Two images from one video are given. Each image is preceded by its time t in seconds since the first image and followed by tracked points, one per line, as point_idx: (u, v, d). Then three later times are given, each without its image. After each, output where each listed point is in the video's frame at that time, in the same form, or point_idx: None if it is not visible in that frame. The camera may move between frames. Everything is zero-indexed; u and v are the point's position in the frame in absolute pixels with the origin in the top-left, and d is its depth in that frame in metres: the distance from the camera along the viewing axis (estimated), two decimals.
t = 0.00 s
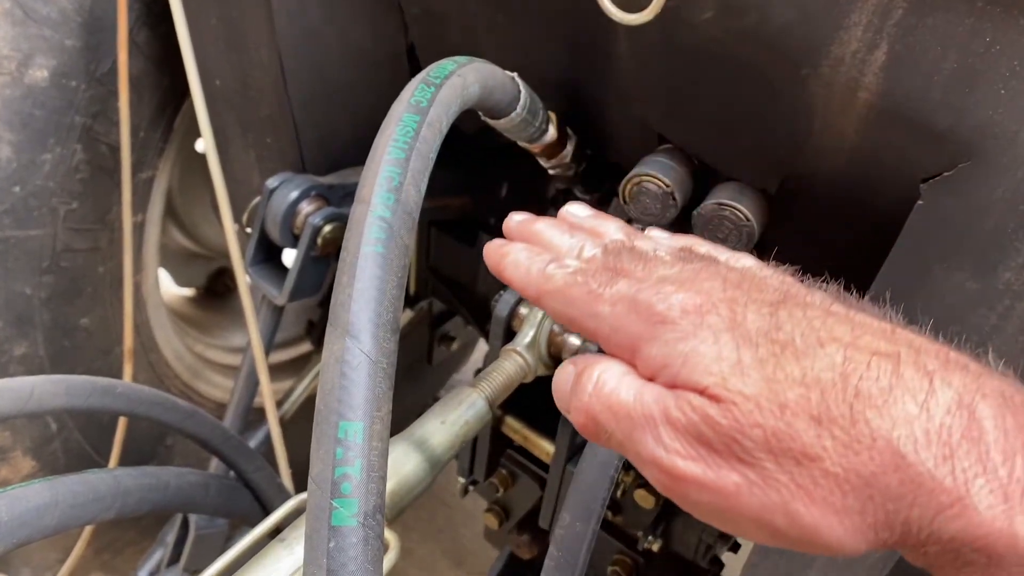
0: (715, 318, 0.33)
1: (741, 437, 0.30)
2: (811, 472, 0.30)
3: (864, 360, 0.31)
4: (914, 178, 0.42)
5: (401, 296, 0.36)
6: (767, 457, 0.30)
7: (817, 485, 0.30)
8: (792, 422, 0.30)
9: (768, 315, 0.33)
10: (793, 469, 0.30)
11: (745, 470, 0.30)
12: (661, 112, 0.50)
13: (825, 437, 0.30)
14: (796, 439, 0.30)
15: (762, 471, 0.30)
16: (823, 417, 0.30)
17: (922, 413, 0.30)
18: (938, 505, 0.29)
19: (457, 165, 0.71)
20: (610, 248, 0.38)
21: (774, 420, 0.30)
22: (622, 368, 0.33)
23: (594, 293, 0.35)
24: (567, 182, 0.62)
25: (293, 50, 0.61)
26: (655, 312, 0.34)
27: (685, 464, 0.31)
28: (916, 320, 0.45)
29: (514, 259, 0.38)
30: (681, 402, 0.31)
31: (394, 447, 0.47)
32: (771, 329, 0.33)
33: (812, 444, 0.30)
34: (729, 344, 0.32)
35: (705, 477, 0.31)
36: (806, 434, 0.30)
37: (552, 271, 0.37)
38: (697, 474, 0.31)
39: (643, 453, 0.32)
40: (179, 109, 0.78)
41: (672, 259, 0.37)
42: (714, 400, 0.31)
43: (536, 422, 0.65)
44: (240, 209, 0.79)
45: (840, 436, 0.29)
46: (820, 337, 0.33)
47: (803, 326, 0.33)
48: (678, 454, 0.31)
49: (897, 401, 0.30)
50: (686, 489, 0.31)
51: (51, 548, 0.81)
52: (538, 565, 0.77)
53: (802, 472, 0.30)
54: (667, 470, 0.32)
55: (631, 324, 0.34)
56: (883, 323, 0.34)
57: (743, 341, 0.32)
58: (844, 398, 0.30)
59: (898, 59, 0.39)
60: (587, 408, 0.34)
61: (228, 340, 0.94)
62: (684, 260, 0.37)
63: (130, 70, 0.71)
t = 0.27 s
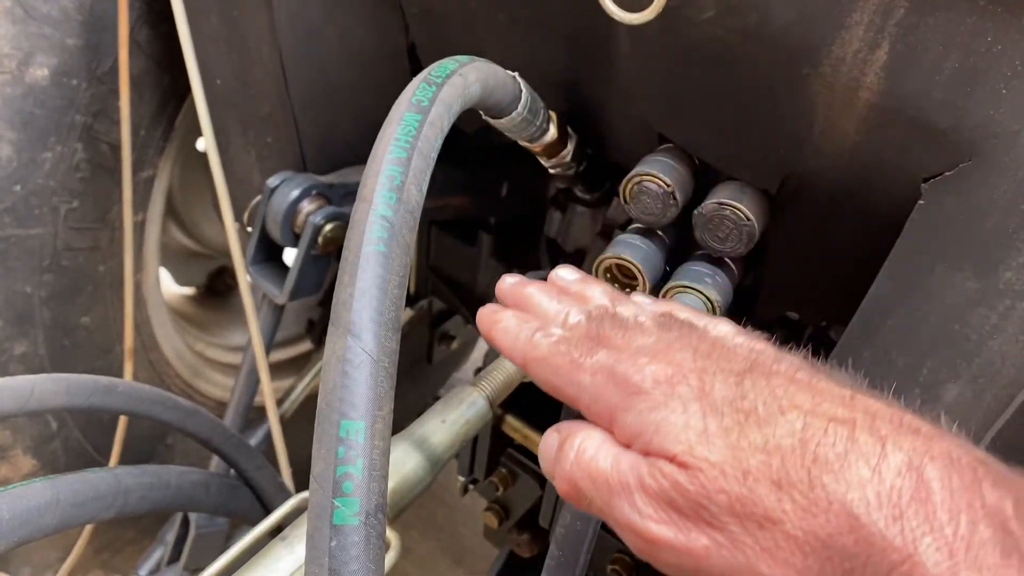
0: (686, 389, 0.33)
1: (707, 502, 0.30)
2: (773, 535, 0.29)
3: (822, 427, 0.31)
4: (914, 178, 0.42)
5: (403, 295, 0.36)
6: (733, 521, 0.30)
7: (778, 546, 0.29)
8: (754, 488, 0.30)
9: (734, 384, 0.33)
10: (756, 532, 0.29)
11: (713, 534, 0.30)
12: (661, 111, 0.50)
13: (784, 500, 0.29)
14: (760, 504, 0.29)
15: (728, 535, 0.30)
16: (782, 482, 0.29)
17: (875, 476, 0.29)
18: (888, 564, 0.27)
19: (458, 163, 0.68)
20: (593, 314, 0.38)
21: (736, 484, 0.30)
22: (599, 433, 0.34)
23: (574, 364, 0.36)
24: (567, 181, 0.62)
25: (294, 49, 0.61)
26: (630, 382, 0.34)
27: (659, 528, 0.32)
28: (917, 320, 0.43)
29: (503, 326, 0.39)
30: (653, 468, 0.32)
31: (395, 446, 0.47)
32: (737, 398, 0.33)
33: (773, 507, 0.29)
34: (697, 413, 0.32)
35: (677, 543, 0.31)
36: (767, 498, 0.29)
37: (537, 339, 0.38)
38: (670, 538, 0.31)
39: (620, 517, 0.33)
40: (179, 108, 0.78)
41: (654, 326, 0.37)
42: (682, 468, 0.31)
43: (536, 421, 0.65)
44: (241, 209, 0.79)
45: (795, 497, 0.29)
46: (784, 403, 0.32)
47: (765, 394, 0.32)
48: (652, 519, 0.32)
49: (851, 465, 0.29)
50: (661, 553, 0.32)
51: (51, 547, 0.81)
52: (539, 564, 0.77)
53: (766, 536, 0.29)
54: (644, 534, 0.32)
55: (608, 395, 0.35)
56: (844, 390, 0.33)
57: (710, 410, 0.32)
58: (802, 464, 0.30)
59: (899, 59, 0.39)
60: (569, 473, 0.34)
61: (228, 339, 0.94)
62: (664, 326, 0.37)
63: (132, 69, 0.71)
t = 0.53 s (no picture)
0: (644, 471, 0.33)
1: None
2: None
3: (768, 504, 0.31)
4: (913, 176, 0.43)
5: (400, 292, 0.36)
6: None
7: None
8: (706, 565, 0.29)
9: (691, 466, 0.33)
10: None
11: None
12: (660, 109, 0.50)
13: None
14: None
15: None
16: (733, 559, 0.29)
17: (814, 548, 0.29)
18: None
19: (457, 160, 0.68)
20: (567, 394, 0.38)
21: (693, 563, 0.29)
22: (564, 516, 0.33)
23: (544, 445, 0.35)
24: (566, 179, 0.62)
25: (292, 46, 0.61)
26: (595, 466, 0.33)
27: None
28: (915, 317, 0.43)
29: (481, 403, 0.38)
30: (615, 548, 0.31)
31: (392, 443, 0.47)
32: (691, 479, 0.32)
33: None
34: (653, 496, 0.31)
35: None
36: None
37: (512, 419, 0.37)
38: None
39: None
40: (178, 105, 0.78)
41: (625, 408, 0.37)
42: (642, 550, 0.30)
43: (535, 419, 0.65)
44: (239, 206, 0.79)
45: None
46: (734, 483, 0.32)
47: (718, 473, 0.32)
48: None
49: (794, 538, 0.30)
50: None
51: (50, 544, 0.81)
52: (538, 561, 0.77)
53: None
54: None
55: (576, 479, 0.34)
56: (791, 466, 0.34)
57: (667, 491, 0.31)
58: (751, 541, 0.30)
59: (898, 57, 0.39)
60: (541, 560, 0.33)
61: (227, 336, 0.94)
62: (632, 406, 0.37)
63: (130, 67, 0.71)
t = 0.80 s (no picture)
0: (676, 419, 0.31)
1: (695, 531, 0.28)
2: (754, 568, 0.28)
3: (807, 459, 0.30)
4: (913, 175, 0.43)
5: (400, 290, 0.36)
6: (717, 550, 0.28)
7: None
8: (740, 517, 0.28)
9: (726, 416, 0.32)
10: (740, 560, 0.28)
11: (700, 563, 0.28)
12: (660, 108, 0.50)
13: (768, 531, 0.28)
14: (745, 534, 0.28)
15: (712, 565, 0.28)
16: (769, 511, 0.28)
17: (856, 509, 0.28)
18: None
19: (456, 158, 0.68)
20: (593, 332, 0.35)
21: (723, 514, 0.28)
22: (584, 456, 0.31)
23: (567, 388, 0.33)
24: (565, 177, 0.62)
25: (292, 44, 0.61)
26: (624, 410, 0.32)
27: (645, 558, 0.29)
28: (914, 317, 0.43)
29: (491, 336, 0.35)
30: (643, 495, 0.29)
31: (391, 441, 0.47)
32: (726, 430, 0.31)
33: (758, 536, 0.28)
34: (686, 444, 0.30)
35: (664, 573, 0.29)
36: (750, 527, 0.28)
37: (530, 356, 0.34)
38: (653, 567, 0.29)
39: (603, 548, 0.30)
40: (177, 103, 0.78)
41: (652, 351, 0.35)
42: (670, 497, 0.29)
43: (534, 417, 0.65)
44: (238, 204, 0.79)
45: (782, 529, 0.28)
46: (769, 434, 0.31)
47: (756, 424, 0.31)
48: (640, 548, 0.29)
49: (833, 496, 0.28)
50: None
51: (49, 542, 0.81)
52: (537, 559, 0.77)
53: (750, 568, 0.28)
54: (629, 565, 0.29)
55: (603, 421, 0.32)
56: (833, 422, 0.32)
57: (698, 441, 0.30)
58: (788, 494, 0.29)
59: (898, 56, 0.39)
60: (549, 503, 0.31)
61: (226, 334, 0.94)
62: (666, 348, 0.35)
63: (129, 64, 0.71)
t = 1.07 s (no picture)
0: (702, 346, 0.32)
1: (725, 462, 0.29)
2: (790, 496, 0.29)
3: (843, 386, 0.31)
4: (911, 176, 0.42)
5: (395, 291, 0.36)
6: (748, 480, 0.29)
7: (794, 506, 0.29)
8: (773, 446, 0.29)
9: (753, 342, 0.32)
10: (772, 491, 0.29)
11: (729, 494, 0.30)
12: (657, 108, 0.50)
13: (802, 462, 0.29)
14: (778, 463, 0.29)
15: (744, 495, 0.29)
16: (803, 442, 0.30)
17: (899, 437, 0.30)
18: (913, 528, 0.29)
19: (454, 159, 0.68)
20: (610, 263, 0.37)
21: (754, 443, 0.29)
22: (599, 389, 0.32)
23: (586, 317, 0.34)
24: (563, 177, 0.61)
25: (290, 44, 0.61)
26: (644, 339, 0.33)
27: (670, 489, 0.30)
28: (910, 319, 0.43)
29: (493, 270, 0.35)
30: (663, 424, 0.30)
31: (388, 442, 0.47)
32: (756, 356, 0.32)
33: (791, 466, 0.29)
34: (713, 370, 0.31)
35: (689, 502, 0.30)
36: (785, 458, 0.29)
37: (540, 287, 0.35)
38: (681, 500, 0.30)
39: (626, 480, 0.30)
40: (174, 102, 0.78)
41: (674, 282, 0.36)
42: (697, 426, 0.30)
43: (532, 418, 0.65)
44: (236, 204, 0.79)
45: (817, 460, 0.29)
46: (801, 363, 0.32)
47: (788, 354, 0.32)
48: (664, 478, 0.30)
49: (875, 425, 0.30)
50: (669, 512, 0.30)
51: (46, 541, 0.81)
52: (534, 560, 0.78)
53: (782, 495, 0.29)
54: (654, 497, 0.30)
55: (623, 351, 0.33)
56: (865, 352, 0.34)
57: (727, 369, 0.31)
58: (825, 424, 0.30)
59: (895, 57, 0.39)
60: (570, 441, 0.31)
61: (223, 334, 0.94)
62: (685, 279, 0.36)
63: (126, 64, 0.71)
